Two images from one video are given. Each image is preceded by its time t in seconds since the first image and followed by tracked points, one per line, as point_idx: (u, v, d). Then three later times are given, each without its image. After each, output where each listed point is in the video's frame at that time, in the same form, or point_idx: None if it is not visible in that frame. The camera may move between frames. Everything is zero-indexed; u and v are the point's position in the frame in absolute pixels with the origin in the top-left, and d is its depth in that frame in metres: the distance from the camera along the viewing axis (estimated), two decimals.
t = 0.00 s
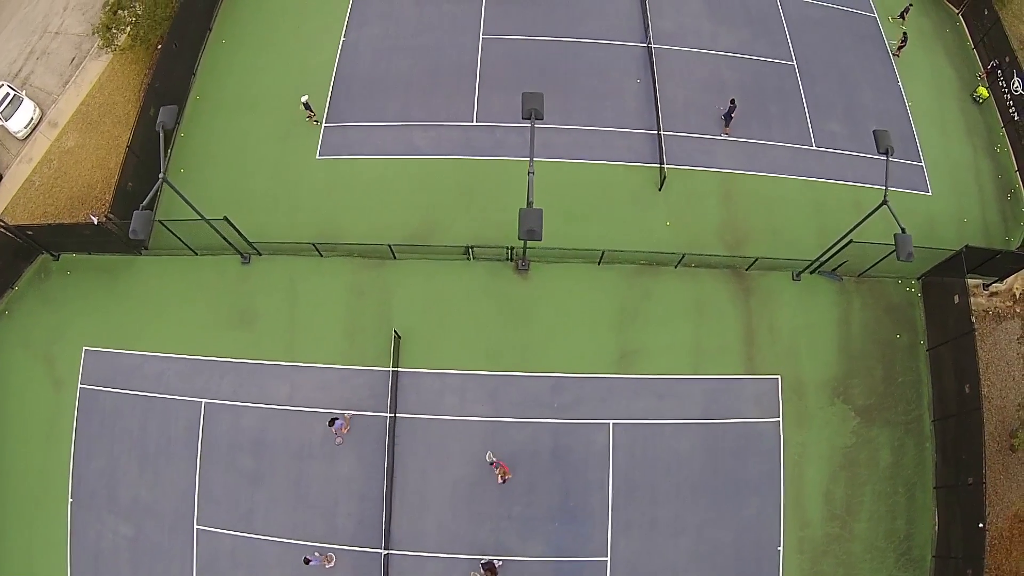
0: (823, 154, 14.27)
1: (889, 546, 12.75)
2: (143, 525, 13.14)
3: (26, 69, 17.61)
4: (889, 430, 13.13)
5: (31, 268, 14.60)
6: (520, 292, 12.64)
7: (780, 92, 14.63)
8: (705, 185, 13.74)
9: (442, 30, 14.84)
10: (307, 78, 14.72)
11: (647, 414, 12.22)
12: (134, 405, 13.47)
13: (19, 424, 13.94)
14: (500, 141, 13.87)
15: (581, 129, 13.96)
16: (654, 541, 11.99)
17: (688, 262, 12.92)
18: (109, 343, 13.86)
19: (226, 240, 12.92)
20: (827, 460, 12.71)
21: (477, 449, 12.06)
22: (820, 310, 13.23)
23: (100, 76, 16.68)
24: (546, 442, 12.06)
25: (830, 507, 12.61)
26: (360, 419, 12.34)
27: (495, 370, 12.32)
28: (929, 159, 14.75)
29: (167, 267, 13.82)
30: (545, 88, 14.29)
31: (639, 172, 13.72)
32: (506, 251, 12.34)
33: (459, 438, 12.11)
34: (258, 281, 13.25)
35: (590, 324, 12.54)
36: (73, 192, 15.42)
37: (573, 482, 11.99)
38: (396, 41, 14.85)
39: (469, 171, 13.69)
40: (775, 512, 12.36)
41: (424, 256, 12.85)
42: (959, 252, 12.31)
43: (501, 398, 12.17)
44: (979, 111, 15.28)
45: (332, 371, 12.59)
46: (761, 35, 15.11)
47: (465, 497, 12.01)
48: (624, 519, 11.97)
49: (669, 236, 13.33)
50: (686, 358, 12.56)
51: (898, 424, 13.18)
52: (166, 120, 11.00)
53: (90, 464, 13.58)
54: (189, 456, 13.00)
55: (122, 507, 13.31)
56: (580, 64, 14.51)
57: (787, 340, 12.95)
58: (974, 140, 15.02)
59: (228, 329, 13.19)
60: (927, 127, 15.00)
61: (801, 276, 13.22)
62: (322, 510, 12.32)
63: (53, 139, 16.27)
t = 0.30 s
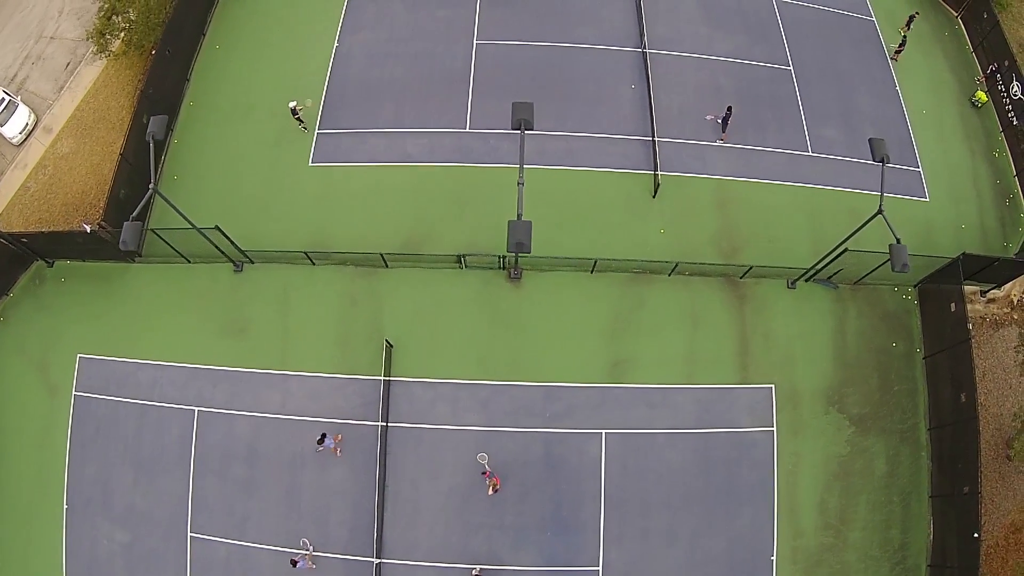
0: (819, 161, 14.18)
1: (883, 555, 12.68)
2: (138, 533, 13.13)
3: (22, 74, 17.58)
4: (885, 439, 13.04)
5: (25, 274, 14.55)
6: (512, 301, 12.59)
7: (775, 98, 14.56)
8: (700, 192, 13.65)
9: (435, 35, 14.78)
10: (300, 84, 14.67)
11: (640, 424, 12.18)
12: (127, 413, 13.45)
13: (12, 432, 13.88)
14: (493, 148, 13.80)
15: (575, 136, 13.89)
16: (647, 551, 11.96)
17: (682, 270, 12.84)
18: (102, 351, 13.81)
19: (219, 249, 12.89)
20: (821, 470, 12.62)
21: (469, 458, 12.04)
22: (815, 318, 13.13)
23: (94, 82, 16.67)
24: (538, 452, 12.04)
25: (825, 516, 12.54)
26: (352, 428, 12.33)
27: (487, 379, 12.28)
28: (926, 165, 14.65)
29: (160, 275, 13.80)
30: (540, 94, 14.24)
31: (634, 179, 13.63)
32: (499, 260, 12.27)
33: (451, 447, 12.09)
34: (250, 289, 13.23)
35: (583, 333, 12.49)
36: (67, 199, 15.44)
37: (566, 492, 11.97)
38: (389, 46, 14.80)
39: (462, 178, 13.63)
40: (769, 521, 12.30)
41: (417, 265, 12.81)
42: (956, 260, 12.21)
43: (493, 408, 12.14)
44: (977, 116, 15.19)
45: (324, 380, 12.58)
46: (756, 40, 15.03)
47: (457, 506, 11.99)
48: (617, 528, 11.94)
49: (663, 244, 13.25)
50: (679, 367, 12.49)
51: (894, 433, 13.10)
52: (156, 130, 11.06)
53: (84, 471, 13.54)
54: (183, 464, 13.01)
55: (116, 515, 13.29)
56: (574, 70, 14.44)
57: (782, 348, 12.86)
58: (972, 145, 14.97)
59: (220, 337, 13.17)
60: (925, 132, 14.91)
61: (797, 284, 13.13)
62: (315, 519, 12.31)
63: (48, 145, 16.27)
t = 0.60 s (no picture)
0: (814, 167, 14.09)
1: (877, 564, 12.60)
2: (133, 539, 13.17)
3: (17, 79, 17.50)
4: (879, 448, 12.95)
5: (19, 281, 14.51)
6: (504, 310, 12.54)
7: (771, 103, 14.48)
8: (694, 199, 13.56)
9: (429, 41, 14.75)
10: (293, 89, 14.62)
11: (632, 433, 12.13)
12: (121, 420, 13.48)
13: (7, 439, 13.90)
14: (486, 154, 13.75)
15: (567, 143, 13.83)
16: (639, 559, 11.94)
17: (675, 278, 12.74)
18: (96, 358, 13.82)
19: (211, 257, 12.86)
20: (815, 479, 12.53)
21: (460, 468, 12.00)
22: (809, 326, 13.04)
23: (88, 87, 16.63)
24: (529, 461, 12.00)
25: (818, 526, 12.46)
26: (344, 438, 12.32)
27: (479, 388, 12.24)
28: (923, 170, 14.53)
29: (154, 283, 13.80)
30: (533, 100, 14.19)
31: (627, 186, 13.55)
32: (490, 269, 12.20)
33: (442, 457, 12.07)
34: (242, 297, 13.23)
35: (575, 342, 12.43)
36: (61, 205, 15.42)
37: (557, 502, 11.94)
38: (382, 52, 14.76)
39: (455, 185, 13.57)
40: (762, 530, 12.25)
41: (408, 273, 12.77)
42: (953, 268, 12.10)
43: (484, 417, 12.11)
44: (976, 120, 15.11)
45: (316, 389, 12.56)
46: (752, 45, 14.96)
47: (448, 515, 11.98)
48: (608, 538, 11.91)
49: (656, 252, 13.17)
50: (672, 377, 12.42)
51: (888, 441, 13.01)
52: (145, 140, 11.04)
53: (80, 477, 13.57)
54: (176, 471, 13.03)
55: (112, 521, 13.33)
56: (568, 76, 14.40)
57: (776, 357, 12.79)
58: (970, 149, 14.87)
59: (212, 345, 13.16)
60: (922, 137, 14.82)
61: (791, 291, 13.04)
62: (306, 528, 12.30)
63: (42, 150, 16.19)
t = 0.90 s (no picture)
0: (811, 173, 13.98)
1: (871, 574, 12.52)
2: (127, 546, 13.15)
3: (12, 84, 17.45)
4: (874, 457, 12.85)
5: (14, 289, 14.49)
6: (496, 319, 12.51)
7: (767, 108, 14.37)
8: (689, 206, 13.47)
9: (422, 46, 14.67)
10: (286, 95, 14.57)
11: (625, 443, 12.09)
12: (116, 428, 13.48)
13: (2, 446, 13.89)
14: (480, 161, 13.68)
15: (561, 150, 13.73)
16: (631, 569, 11.90)
17: (669, 287, 12.66)
18: (91, 366, 13.83)
19: (203, 267, 12.84)
20: (809, 489, 12.47)
21: (452, 478, 12.00)
22: (805, 335, 12.96)
23: (82, 93, 16.62)
24: (521, 471, 11.97)
25: (812, 535, 12.39)
26: (336, 446, 12.33)
27: (471, 398, 12.21)
28: (921, 176, 14.41)
29: (148, 291, 13.80)
30: (528, 106, 14.09)
31: (621, 193, 13.46)
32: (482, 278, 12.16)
33: (433, 466, 12.06)
34: (236, 306, 13.23)
35: (567, 352, 12.38)
36: (56, 212, 15.41)
37: (549, 512, 11.91)
38: (376, 57, 14.69)
39: (448, 192, 13.51)
40: (756, 540, 12.20)
41: (400, 282, 12.74)
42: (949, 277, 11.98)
43: (476, 426, 12.09)
44: (974, 124, 14.98)
45: (308, 398, 12.56)
46: (748, 50, 14.85)
47: (440, 525, 11.97)
48: (600, 548, 11.88)
49: (650, 260, 13.08)
50: (665, 386, 12.37)
51: (883, 450, 12.91)
52: (135, 151, 11.01)
53: (74, 485, 13.55)
54: (170, 479, 13.03)
55: (106, 528, 13.30)
56: (562, 82, 14.30)
57: (770, 366, 12.71)
58: (969, 153, 14.74)
59: (205, 354, 13.16)
60: (920, 142, 14.69)
61: (786, 299, 12.95)
62: (298, 537, 12.29)
63: (37, 157, 16.17)
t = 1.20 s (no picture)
0: (806, 180, 13.87)
1: None
2: (122, 554, 13.15)
3: (6, 88, 17.31)
4: (869, 467, 12.76)
5: (9, 296, 14.42)
6: (488, 328, 12.51)
7: (762, 114, 14.26)
8: (683, 214, 13.39)
9: (416, 52, 14.60)
10: (279, 102, 14.52)
11: (616, 453, 12.06)
12: (110, 435, 13.48)
13: None
14: (473, 169, 13.62)
15: (555, 157, 13.66)
16: None
17: (662, 296, 12.60)
18: (86, 373, 13.82)
19: (196, 275, 12.83)
20: (802, 498, 12.41)
21: (444, 487, 12.01)
22: (798, 344, 12.89)
23: (77, 99, 16.62)
24: (511, 481, 11.97)
25: (805, 545, 12.32)
26: (327, 456, 12.34)
27: (462, 407, 12.20)
28: (918, 182, 14.28)
29: (142, 299, 13.81)
30: (521, 112, 14.00)
31: (614, 201, 13.39)
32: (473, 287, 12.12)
33: (425, 476, 12.07)
34: (228, 314, 13.24)
35: (559, 361, 12.36)
36: (50, 219, 15.42)
37: (540, 522, 11.90)
38: (369, 63, 14.63)
39: (440, 200, 13.46)
40: (749, 550, 12.16)
41: (392, 291, 12.72)
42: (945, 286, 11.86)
43: (467, 436, 12.08)
44: (972, 129, 14.86)
45: (300, 407, 12.56)
46: (744, 55, 14.75)
47: (431, 535, 11.98)
48: (592, 558, 11.87)
49: (643, 268, 13.01)
50: (656, 396, 12.32)
51: (878, 460, 12.81)
52: (125, 162, 10.97)
53: (69, 491, 13.54)
54: (164, 487, 13.04)
55: (101, 535, 13.30)
56: (556, 88, 14.22)
57: (764, 375, 12.65)
58: (967, 159, 14.61)
59: (198, 362, 13.17)
60: (917, 148, 14.56)
61: (780, 308, 12.87)
62: (290, 545, 12.29)
63: (32, 163, 16.12)
